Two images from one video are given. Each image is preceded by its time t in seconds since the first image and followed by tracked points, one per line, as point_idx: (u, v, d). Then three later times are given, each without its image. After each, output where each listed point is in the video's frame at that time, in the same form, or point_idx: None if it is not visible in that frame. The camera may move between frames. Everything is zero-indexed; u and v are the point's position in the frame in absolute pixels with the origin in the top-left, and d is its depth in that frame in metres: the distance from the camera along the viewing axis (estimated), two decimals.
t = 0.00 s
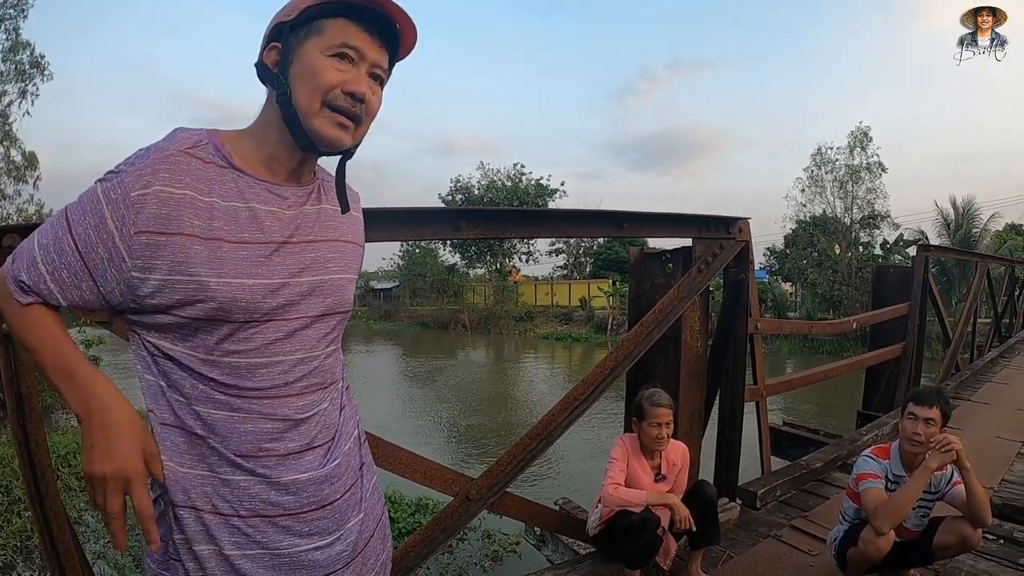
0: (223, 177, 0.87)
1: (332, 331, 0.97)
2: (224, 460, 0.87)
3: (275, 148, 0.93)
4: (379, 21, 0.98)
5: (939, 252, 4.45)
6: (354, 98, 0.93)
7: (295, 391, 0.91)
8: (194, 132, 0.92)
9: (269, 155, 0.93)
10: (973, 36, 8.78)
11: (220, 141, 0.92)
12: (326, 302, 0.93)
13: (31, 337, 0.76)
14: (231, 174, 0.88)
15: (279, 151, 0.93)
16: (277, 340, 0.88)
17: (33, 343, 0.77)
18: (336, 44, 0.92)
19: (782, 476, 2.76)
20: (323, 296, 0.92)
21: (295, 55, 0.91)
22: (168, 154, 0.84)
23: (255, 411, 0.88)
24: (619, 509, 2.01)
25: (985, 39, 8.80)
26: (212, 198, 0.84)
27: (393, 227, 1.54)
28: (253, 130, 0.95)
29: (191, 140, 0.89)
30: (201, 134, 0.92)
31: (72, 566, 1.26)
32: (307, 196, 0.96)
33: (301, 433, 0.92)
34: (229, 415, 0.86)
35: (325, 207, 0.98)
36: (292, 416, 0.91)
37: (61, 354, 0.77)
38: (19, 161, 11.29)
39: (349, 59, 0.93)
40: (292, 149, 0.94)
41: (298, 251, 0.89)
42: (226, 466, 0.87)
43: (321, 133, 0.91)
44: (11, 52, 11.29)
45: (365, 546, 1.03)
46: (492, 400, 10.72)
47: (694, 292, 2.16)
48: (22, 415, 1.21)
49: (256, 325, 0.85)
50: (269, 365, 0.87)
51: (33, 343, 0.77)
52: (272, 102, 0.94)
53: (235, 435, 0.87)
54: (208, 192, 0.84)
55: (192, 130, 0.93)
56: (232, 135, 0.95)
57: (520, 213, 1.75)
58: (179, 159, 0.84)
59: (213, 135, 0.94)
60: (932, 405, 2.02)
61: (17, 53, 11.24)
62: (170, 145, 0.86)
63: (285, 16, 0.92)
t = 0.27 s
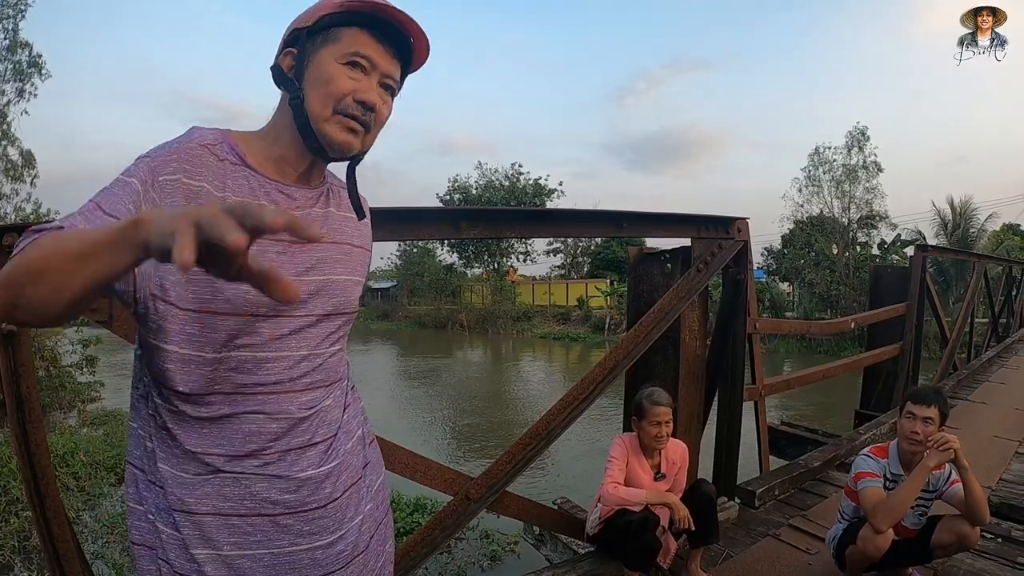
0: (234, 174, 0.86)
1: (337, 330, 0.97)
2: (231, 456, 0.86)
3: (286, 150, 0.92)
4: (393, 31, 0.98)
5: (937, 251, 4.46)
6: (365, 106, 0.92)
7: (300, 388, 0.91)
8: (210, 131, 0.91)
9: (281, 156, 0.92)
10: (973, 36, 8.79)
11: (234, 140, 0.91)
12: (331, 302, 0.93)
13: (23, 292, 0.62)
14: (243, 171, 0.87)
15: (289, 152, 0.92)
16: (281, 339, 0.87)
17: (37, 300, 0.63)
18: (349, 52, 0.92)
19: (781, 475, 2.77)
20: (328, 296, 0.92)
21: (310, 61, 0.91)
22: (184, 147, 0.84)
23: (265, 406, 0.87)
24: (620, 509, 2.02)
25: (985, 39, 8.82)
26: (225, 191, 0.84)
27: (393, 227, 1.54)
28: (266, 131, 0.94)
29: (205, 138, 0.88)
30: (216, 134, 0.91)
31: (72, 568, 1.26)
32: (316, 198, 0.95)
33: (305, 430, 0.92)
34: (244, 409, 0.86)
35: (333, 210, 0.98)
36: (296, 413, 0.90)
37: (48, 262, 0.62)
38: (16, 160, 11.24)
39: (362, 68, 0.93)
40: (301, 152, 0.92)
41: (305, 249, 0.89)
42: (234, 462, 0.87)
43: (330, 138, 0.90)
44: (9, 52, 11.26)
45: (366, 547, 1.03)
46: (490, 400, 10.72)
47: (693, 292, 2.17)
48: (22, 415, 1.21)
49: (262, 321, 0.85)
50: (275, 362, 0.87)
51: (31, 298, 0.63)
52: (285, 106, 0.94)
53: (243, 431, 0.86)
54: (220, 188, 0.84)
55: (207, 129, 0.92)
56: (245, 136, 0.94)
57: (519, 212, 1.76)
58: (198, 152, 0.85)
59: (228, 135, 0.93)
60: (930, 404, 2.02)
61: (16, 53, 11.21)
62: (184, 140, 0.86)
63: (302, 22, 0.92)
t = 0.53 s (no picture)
0: (247, 167, 0.85)
1: (338, 330, 0.96)
2: (240, 450, 0.86)
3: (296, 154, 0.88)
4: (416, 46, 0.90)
5: (935, 252, 4.47)
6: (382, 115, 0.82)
7: (300, 387, 0.90)
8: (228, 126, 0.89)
9: (290, 155, 0.88)
10: (973, 36, 8.81)
11: (245, 136, 0.90)
12: (332, 303, 0.93)
13: (137, 125, 0.60)
14: (254, 168, 0.85)
15: (299, 153, 0.88)
16: (281, 339, 0.87)
17: (157, 125, 0.61)
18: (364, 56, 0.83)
19: (779, 475, 2.77)
20: (329, 296, 0.92)
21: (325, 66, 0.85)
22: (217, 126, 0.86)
23: (272, 401, 0.87)
24: (617, 509, 2.02)
25: (985, 39, 8.83)
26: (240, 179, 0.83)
27: (390, 228, 1.54)
28: (277, 132, 0.90)
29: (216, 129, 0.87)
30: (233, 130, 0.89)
31: (71, 569, 1.26)
32: (321, 202, 0.92)
33: (304, 430, 0.92)
34: (260, 396, 0.86)
35: (338, 216, 0.96)
36: (295, 412, 0.90)
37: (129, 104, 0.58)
38: (14, 159, 11.21)
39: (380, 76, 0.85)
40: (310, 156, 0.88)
41: (308, 249, 0.88)
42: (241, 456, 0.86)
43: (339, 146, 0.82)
44: (8, 52, 11.23)
45: (365, 546, 1.03)
46: (488, 400, 10.72)
47: (691, 292, 2.17)
48: (20, 416, 1.21)
49: (266, 317, 0.85)
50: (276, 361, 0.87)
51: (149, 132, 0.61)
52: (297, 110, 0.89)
53: (249, 425, 0.86)
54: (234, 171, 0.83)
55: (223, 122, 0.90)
56: (256, 134, 0.91)
57: (517, 213, 1.76)
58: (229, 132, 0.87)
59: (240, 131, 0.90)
60: (927, 404, 2.02)
61: (15, 53, 11.18)
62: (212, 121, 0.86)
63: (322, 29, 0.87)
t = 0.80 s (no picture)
0: (263, 163, 0.84)
1: (344, 333, 0.96)
2: (264, 441, 0.86)
3: (307, 158, 0.89)
4: (430, 64, 0.94)
5: (933, 252, 4.47)
6: (393, 132, 0.88)
7: (310, 388, 0.90)
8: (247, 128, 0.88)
9: (304, 160, 0.88)
10: (973, 36, 8.82)
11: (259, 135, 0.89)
12: (335, 306, 0.92)
13: (176, 57, 0.65)
14: (271, 167, 0.85)
15: (312, 159, 0.89)
16: (290, 340, 0.86)
17: (192, 52, 0.65)
18: (385, 76, 0.87)
19: (777, 476, 2.77)
20: (334, 299, 0.91)
21: (345, 75, 0.86)
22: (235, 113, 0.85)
23: (290, 391, 0.87)
24: (615, 510, 2.02)
25: (985, 39, 8.84)
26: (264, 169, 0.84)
27: (388, 228, 1.54)
28: (288, 135, 0.90)
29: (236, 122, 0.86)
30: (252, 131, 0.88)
31: (68, 568, 1.25)
32: (330, 207, 0.92)
33: (312, 429, 0.92)
34: (281, 383, 0.87)
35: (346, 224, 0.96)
36: (303, 407, 0.89)
37: (146, 33, 0.63)
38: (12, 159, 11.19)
39: (396, 93, 0.88)
40: (321, 162, 0.89)
41: (314, 246, 0.88)
42: (265, 444, 0.86)
43: (353, 158, 0.86)
44: (6, 51, 11.21)
45: (364, 547, 1.03)
46: (486, 400, 10.72)
47: (689, 292, 2.17)
48: (18, 417, 1.21)
49: (282, 311, 0.85)
50: (290, 360, 0.86)
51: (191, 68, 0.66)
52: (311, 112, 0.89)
53: (268, 418, 0.86)
54: (257, 160, 0.84)
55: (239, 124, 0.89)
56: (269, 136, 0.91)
57: (515, 214, 1.76)
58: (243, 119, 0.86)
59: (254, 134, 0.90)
60: (925, 404, 2.03)
61: (13, 52, 11.16)
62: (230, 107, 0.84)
63: (342, 35, 0.88)
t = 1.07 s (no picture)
0: (266, 162, 0.84)
1: (345, 335, 0.96)
2: (269, 442, 0.86)
3: (310, 160, 0.88)
4: (436, 70, 0.94)
5: (932, 253, 4.47)
6: (397, 138, 0.88)
7: (308, 391, 0.90)
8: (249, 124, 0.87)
9: (307, 162, 0.88)
10: (973, 36, 8.82)
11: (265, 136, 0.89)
12: (338, 309, 0.92)
13: (179, 53, 0.65)
14: (274, 166, 0.85)
15: (315, 161, 0.89)
16: (293, 342, 0.86)
17: (196, 42, 0.65)
18: (390, 81, 0.87)
19: (774, 477, 2.77)
20: (336, 302, 0.91)
21: (350, 78, 0.86)
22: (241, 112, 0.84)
23: (291, 392, 0.87)
24: (612, 511, 2.02)
25: (984, 39, 8.85)
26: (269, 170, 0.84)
27: (385, 229, 1.53)
28: (292, 136, 0.90)
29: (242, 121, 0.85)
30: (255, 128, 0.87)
31: (65, 568, 1.25)
32: (332, 209, 0.92)
33: (315, 430, 0.92)
34: (283, 383, 0.87)
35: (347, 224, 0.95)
36: (306, 408, 0.89)
37: (145, 33, 0.64)
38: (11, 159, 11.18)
39: (401, 99, 0.88)
40: (323, 165, 0.89)
41: (317, 249, 0.88)
42: (270, 444, 0.86)
43: (356, 163, 0.86)
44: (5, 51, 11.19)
45: (363, 548, 1.03)
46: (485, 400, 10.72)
47: (687, 293, 2.16)
48: (14, 417, 1.20)
49: (285, 313, 0.85)
50: (289, 361, 0.86)
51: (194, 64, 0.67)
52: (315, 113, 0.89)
53: (272, 420, 0.86)
54: (262, 159, 0.84)
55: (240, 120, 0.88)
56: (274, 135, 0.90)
57: (513, 215, 1.75)
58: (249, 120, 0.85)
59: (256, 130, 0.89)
60: (923, 406, 2.03)
61: (11, 52, 11.14)
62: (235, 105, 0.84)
63: (349, 37, 0.88)
